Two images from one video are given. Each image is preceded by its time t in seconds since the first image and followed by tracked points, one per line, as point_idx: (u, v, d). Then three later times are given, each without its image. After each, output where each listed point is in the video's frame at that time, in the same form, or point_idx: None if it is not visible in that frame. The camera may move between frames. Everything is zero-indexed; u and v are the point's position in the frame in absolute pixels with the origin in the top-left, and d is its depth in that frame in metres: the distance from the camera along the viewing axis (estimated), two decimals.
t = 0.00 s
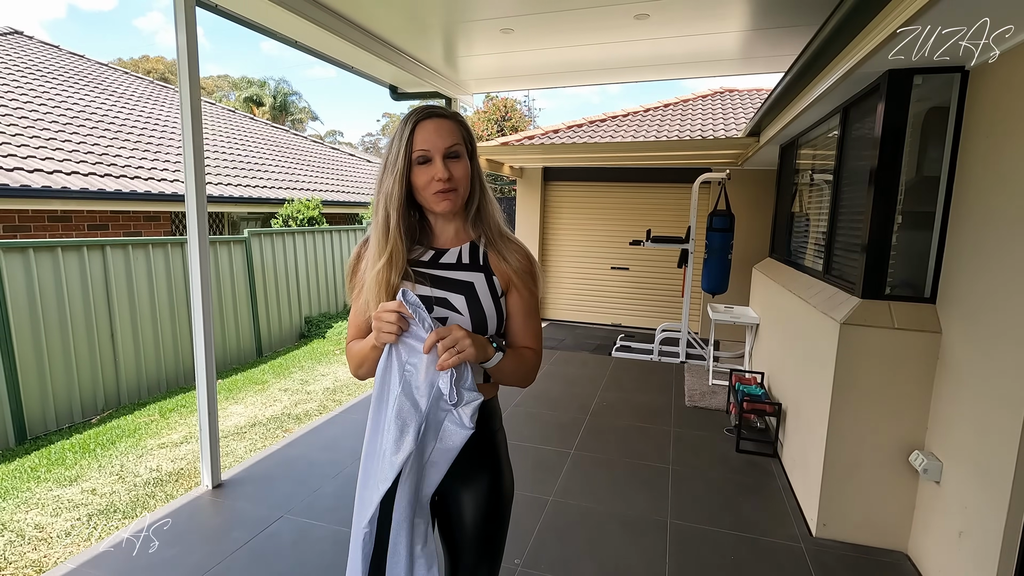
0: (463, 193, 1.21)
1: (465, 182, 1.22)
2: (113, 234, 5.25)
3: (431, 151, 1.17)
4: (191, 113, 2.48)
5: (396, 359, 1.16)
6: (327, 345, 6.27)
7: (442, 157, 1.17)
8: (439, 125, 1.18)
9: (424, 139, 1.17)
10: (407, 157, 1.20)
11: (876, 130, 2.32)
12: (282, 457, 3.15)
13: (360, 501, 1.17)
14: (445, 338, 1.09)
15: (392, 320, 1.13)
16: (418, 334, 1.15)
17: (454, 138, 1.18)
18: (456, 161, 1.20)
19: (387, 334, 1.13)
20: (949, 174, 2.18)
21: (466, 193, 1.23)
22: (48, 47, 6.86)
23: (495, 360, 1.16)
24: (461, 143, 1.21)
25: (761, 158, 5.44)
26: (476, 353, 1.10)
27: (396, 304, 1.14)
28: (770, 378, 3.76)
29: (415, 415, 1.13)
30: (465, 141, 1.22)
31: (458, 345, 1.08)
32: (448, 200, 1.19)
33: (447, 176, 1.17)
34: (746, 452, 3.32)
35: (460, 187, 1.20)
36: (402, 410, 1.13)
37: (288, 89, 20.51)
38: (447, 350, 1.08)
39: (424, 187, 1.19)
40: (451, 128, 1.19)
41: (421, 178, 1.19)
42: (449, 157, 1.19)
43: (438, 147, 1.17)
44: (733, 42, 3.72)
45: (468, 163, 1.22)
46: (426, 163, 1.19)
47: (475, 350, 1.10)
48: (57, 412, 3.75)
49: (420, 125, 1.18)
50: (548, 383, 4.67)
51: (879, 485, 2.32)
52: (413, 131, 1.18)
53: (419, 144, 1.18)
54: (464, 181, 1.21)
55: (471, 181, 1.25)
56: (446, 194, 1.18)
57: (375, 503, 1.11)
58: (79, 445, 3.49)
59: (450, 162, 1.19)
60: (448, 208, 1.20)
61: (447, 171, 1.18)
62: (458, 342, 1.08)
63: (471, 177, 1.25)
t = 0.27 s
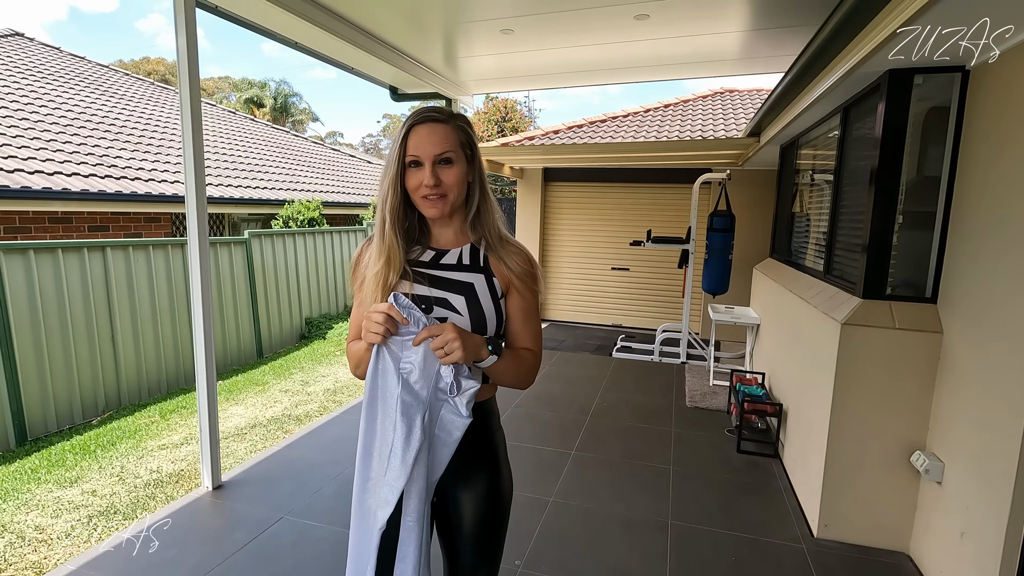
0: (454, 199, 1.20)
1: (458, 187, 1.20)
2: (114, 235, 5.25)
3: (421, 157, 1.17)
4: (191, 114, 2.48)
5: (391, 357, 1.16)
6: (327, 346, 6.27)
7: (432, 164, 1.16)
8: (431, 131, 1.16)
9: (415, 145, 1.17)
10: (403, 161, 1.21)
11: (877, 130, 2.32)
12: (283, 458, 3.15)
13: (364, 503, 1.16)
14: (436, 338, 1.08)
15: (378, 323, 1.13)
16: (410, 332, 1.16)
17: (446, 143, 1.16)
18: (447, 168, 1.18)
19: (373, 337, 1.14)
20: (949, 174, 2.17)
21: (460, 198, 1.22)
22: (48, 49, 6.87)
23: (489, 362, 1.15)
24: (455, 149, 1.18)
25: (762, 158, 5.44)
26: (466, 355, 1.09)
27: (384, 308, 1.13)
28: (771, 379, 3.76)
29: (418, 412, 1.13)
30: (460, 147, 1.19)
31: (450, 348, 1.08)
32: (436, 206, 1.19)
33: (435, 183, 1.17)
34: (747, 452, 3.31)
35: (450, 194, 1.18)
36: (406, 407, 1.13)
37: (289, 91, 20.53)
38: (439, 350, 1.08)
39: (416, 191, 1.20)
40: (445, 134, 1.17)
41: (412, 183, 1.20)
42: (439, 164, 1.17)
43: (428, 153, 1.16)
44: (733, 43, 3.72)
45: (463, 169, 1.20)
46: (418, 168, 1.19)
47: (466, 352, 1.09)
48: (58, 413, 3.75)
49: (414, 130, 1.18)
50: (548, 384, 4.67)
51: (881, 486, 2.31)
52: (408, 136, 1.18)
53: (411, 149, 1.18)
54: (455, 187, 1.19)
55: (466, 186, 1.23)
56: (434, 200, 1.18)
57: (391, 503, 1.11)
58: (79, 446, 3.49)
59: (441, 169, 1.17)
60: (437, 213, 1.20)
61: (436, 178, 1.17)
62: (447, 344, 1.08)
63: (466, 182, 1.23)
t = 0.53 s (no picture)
0: (455, 200, 1.19)
1: (460, 188, 1.19)
2: (114, 236, 5.25)
3: (425, 155, 1.17)
4: (190, 115, 2.48)
5: (389, 349, 1.16)
6: (328, 347, 6.27)
7: (434, 163, 1.16)
8: (437, 131, 1.16)
9: (420, 144, 1.17)
10: (409, 159, 1.22)
11: (877, 129, 2.31)
12: (283, 459, 3.14)
13: (372, 495, 1.16)
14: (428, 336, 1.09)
15: (372, 319, 1.12)
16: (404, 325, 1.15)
17: (451, 144, 1.16)
18: (450, 168, 1.17)
19: (364, 332, 1.12)
20: (950, 174, 2.17)
21: (462, 200, 1.21)
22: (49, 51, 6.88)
23: (484, 362, 1.14)
24: (459, 151, 1.17)
25: (762, 159, 5.44)
26: (458, 355, 1.09)
27: (379, 304, 1.12)
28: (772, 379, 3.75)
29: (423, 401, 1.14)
30: (466, 148, 1.18)
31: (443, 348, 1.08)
32: (436, 205, 1.19)
33: (436, 182, 1.16)
34: (748, 453, 3.30)
35: (451, 194, 1.18)
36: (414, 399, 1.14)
37: (289, 92, 20.56)
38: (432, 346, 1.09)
39: (418, 189, 1.20)
40: (451, 135, 1.16)
41: (415, 181, 1.20)
42: (442, 164, 1.16)
43: (431, 152, 1.16)
44: (733, 43, 3.72)
45: (467, 171, 1.19)
46: (422, 166, 1.19)
47: (458, 351, 1.09)
48: (58, 414, 3.75)
49: (421, 129, 1.18)
50: (549, 385, 4.67)
51: (882, 486, 2.30)
52: (414, 134, 1.19)
53: (417, 147, 1.18)
54: (456, 188, 1.18)
55: (470, 187, 1.22)
56: (435, 199, 1.18)
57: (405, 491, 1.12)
58: (79, 448, 3.48)
59: (443, 169, 1.17)
60: (437, 212, 1.20)
61: (438, 177, 1.16)
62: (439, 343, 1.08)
63: (470, 184, 1.22)
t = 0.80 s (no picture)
0: (466, 202, 1.19)
1: (472, 191, 1.19)
2: (114, 237, 5.25)
3: (441, 155, 1.18)
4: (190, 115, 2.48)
5: (387, 350, 1.14)
6: (328, 347, 6.27)
7: (449, 163, 1.16)
8: (455, 132, 1.16)
9: (438, 143, 1.18)
10: (426, 157, 1.23)
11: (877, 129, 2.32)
12: (283, 460, 3.14)
13: (367, 496, 1.17)
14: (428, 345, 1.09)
15: (380, 313, 1.11)
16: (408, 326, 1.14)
17: (468, 146, 1.16)
18: (464, 170, 1.17)
19: (370, 324, 1.11)
20: (950, 174, 2.17)
21: (473, 203, 1.21)
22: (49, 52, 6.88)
23: (483, 370, 1.14)
24: (475, 154, 1.18)
25: (762, 159, 5.44)
26: (457, 365, 1.09)
27: (389, 300, 1.11)
28: (772, 379, 3.75)
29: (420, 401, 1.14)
30: (482, 152, 1.19)
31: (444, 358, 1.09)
32: (447, 205, 1.19)
33: (449, 183, 1.17)
34: (748, 453, 3.30)
35: (463, 196, 1.18)
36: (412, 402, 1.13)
37: (290, 93, 20.56)
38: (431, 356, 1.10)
39: (430, 188, 1.21)
40: (469, 138, 1.17)
41: (429, 180, 1.21)
42: (457, 165, 1.17)
43: (448, 152, 1.17)
44: (733, 43, 3.72)
45: (481, 174, 1.19)
46: (437, 166, 1.20)
47: (457, 361, 1.10)
48: (58, 415, 3.75)
49: (441, 129, 1.19)
50: (549, 385, 4.66)
51: (883, 486, 2.30)
52: (434, 134, 1.20)
53: (434, 147, 1.19)
54: (468, 190, 1.18)
55: (483, 191, 1.22)
56: (446, 199, 1.18)
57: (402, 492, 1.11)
58: (80, 449, 3.49)
59: (458, 170, 1.17)
60: (446, 212, 1.20)
61: (451, 178, 1.17)
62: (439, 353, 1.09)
63: (484, 187, 1.22)
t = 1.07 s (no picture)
0: (478, 206, 1.19)
1: (482, 196, 1.19)
2: (114, 237, 5.26)
3: (455, 158, 1.17)
4: (190, 116, 2.48)
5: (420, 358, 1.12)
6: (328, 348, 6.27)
7: (463, 167, 1.17)
8: (471, 137, 1.17)
9: (452, 146, 1.18)
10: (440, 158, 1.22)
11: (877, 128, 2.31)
12: (283, 460, 3.14)
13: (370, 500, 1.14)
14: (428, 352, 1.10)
15: (436, 323, 1.03)
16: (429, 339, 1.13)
17: (482, 152, 1.17)
18: (477, 175, 1.17)
19: (422, 329, 1.03)
20: (950, 174, 2.16)
21: (484, 208, 1.21)
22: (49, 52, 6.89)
23: (478, 377, 1.14)
24: (489, 160, 1.18)
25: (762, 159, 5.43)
26: (453, 373, 1.10)
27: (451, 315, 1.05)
28: (772, 380, 3.75)
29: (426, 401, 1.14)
30: (496, 159, 1.19)
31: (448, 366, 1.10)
32: (456, 208, 1.19)
33: (461, 186, 1.17)
34: (748, 453, 3.30)
35: (473, 200, 1.18)
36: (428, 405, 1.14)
37: (290, 93, 20.57)
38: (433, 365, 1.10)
39: (442, 190, 1.20)
40: (484, 144, 1.17)
41: (441, 182, 1.21)
42: (470, 170, 1.17)
43: (462, 156, 1.17)
44: (733, 43, 3.72)
45: (493, 180, 1.19)
46: (450, 168, 1.20)
47: (454, 369, 1.10)
48: (59, 415, 3.75)
49: (456, 133, 1.19)
50: (549, 385, 4.66)
51: (883, 486, 2.30)
52: (449, 137, 1.20)
53: (449, 149, 1.19)
54: (479, 195, 1.18)
55: (493, 197, 1.22)
56: (456, 202, 1.18)
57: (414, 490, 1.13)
58: (80, 449, 3.49)
59: (470, 174, 1.17)
60: (455, 215, 1.19)
61: (463, 181, 1.17)
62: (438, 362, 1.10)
63: (495, 193, 1.22)
